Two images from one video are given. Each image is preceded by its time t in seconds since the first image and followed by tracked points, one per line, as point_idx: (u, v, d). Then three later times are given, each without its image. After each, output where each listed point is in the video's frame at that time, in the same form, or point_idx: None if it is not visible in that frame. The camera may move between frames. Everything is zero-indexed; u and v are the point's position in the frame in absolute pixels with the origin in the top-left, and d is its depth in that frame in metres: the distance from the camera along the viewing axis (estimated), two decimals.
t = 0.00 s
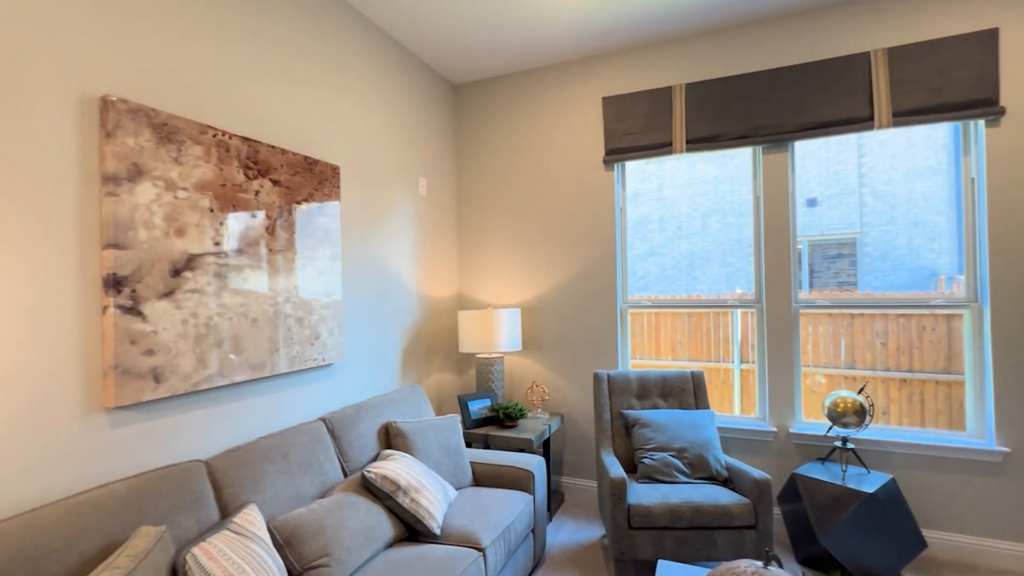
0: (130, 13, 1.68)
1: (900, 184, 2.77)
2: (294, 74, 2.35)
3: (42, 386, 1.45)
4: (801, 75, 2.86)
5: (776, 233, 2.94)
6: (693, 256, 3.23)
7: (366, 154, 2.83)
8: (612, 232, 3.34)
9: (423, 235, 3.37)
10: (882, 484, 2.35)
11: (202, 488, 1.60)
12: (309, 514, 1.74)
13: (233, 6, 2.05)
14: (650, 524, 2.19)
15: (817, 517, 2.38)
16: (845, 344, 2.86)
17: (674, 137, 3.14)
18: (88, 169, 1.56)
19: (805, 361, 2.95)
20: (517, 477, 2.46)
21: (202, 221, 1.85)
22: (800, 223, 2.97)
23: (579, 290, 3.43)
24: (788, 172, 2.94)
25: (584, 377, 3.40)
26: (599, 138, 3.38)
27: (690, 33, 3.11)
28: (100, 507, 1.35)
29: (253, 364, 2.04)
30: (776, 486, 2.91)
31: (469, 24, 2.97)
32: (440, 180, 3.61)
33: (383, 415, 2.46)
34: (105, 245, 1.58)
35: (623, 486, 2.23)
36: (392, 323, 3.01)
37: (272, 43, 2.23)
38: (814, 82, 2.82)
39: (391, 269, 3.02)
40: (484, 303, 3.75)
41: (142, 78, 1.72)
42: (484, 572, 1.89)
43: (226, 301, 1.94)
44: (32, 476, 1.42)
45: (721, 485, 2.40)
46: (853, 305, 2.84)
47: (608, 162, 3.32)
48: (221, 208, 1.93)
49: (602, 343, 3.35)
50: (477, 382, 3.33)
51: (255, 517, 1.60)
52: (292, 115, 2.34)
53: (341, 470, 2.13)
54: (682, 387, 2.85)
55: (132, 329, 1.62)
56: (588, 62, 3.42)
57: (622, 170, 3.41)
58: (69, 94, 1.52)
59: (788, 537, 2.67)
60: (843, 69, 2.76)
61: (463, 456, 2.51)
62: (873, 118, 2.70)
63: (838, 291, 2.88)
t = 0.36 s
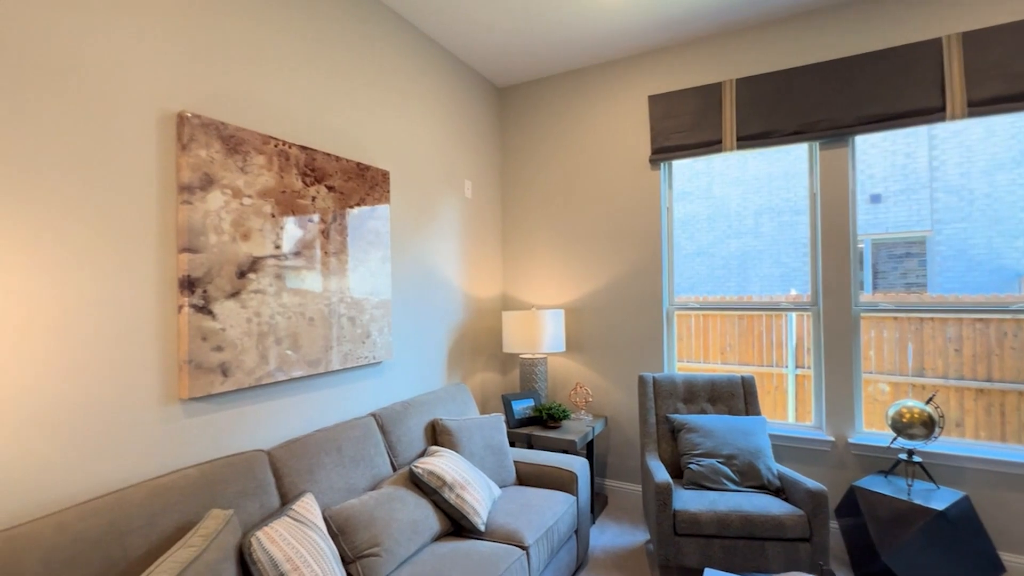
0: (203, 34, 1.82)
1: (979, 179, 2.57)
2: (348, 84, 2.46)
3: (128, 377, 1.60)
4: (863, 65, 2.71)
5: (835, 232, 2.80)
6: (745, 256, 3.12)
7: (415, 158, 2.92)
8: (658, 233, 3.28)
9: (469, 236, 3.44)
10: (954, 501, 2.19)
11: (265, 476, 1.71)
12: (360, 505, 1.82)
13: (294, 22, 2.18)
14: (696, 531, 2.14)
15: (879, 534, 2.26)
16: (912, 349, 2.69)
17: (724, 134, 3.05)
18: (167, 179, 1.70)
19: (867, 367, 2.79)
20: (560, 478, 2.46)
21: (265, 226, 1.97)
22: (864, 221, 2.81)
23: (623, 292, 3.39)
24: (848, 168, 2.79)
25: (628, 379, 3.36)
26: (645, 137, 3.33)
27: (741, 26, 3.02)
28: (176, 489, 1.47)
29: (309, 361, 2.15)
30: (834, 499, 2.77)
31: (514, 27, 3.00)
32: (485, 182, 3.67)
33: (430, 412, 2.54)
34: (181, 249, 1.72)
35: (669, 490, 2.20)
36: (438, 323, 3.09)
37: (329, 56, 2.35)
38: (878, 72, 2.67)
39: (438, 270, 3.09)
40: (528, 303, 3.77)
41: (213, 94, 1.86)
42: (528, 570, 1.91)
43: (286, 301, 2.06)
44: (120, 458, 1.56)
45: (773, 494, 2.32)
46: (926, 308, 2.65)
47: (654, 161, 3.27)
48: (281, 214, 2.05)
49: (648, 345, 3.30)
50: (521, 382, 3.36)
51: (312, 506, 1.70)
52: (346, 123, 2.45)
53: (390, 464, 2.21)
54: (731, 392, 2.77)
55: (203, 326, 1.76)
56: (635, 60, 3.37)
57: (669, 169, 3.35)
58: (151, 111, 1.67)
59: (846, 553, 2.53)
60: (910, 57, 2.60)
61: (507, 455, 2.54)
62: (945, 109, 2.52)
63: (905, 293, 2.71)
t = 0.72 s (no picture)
0: (255, 54, 1.98)
1: None
2: (386, 95, 2.59)
3: (188, 369, 1.76)
4: (904, 61, 2.62)
5: (874, 234, 2.72)
6: (785, 256, 3.06)
7: (448, 164, 3.03)
8: (689, 235, 3.27)
9: (500, 239, 3.52)
10: (998, 514, 2.10)
11: (307, 463, 1.84)
12: (394, 493, 1.93)
13: (337, 38, 2.32)
14: (722, 534, 2.15)
15: (917, 544, 2.20)
16: (966, 356, 2.57)
17: (757, 135, 3.01)
18: (222, 188, 1.86)
19: (909, 374, 2.70)
20: (587, 476, 2.51)
21: (309, 231, 2.12)
22: (914, 221, 2.69)
23: (654, 293, 3.40)
24: (888, 167, 2.71)
25: (659, 381, 3.36)
26: (676, 138, 3.33)
27: (776, 25, 2.98)
28: (229, 471, 1.61)
29: (348, 357, 2.28)
30: (871, 508, 2.70)
31: (546, 34, 3.06)
32: (517, 185, 3.75)
33: (461, 409, 2.63)
34: (234, 252, 1.87)
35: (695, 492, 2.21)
36: (470, 323, 3.19)
37: (369, 69, 2.48)
38: (920, 68, 2.58)
39: (470, 272, 3.20)
40: (558, 304, 3.83)
41: (263, 109, 2.01)
42: (553, 563, 1.97)
43: (327, 301, 2.19)
44: (180, 442, 1.72)
45: (804, 500, 2.29)
46: (982, 313, 2.52)
47: (685, 162, 3.26)
48: (324, 219, 2.19)
49: (679, 347, 3.29)
50: (551, 381, 3.42)
51: (349, 493, 1.81)
52: (384, 132, 2.58)
53: (422, 456, 2.32)
54: (763, 396, 2.74)
55: (253, 323, 1.91)
56: (666, 62, 3.37)
57: (700, 171, 3.33)
58: (209, 127, 1.83)
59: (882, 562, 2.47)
60: (957, 51, 2.50)
61: (535, 452, 2.61)
62: (993, 104, 2.42)
63: (959, 297, 2.58)
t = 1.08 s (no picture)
0: (287, 68, 2.10)
1: None
2: (409, 102, 2.69)
3: (224, 364, 1.89)
4: (927, 62, 2.59)
5: (895, 237, 2.70)
6: (811, 257, 3.04)
7: (469, 168, 3.12)
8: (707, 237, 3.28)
9: (519, 240, 3.60)
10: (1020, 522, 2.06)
11: (332, 454, 1.96)
12: (414, 484, 2.03)
13: (363, 50, 2.43)
14: (734, 533, 2.18)
15: (934, 549, 2.19)
16: (1000, 362, 2.51)
17: (776, 137, 3.01)
18: (255, 195, 1.99)
19: (931, 378, 2.66)
20: (601, 474, 2.57)
21: (335, 234, 2.23)
22: (948, 222, 2.63)
23: (670, 295, 3.42)
24: (909, 170, 2.69)
25: (675, 382, 3.38)
26: (694, 141, 3.34)
27: (795, 27, 2.97)
28: (262, 459, 1.74)
29: (371, 354, 2.40)
30: (889, 513, 2.68)
31: (565, 40, 3.12)
32: (536, 188, 3.82)
33: (478, 406, 2.72)
34: (267, 255, 2.00)
35: (707, 491, 2.25)
36: (489, 323, 3.28)
37: (393, 78, 2.59)
38: (944, 69, 2.55)
39: (489, 273, 3.28)
40: (576, 306, 3.89)
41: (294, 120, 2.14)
42: (565, 556, 2.04)
43: (352, 300, 2.31)
44: (217, 432, 1.85)
45: (817, 502, 2.30)
46: (1018, 318, 2.46)
47: (703, 165, 3.28)
48: (349, 223, 2.30)
49: (695, 349, 3.31)
50: (568, 381, 3.48)
51: (371, 483, 1.92)
52: (407, 139, 2.68)
53: (441, 450, 2.42)
54: (779, 398, 2.75)
55: (284, 321, 2.04)
56: (685, 65, 3.39)
57: (718, 174, 3.34)
58: (245, 138, 1.96)
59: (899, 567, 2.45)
60: (982, 52, 2.46)
61: (550, 449, 2.68)
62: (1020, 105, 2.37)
63: (997, 301, 2.52)
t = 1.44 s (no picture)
0: (293, 70, 2.15)
1: None
2: (412, 103, 2.74)
3: (232, 358, 1.94)
4: (918, 66, 2.65)
5: (886, 236, 2.76)
6: (808, 256, 3.09)
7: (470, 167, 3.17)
8: (703, 235, 3.34)
9: (518, 238, 3.65)
10: (1003, 514, 2.13)
11: (337, 445, 2.02)
12: (416, 475, 2.09)
13: (367, 52, 2.48)
14: (727, 523, 2.25)
15: (920, 539, 2.26)
16: (992, 359, 2.58)
17: (771, 137, 3.07)
18: (262, 194, 2.04)
19: (921, 375, 2.74)
20: (598, 467, 2.63)
21: (340, 232, 2.29)
22: (944, 221, 2.68)
23: (667, 293, 3.49)
24: (900, 171, 2.75)
25: (671, 378, 3.45)
26: (691, 141, 3.40)
27: (791, 29, 3.02)
28: (270, 450, 1.79)
29: (374, 349, 2.45)
30: (878, 505, 2.75)
31: (564, 42, 3.17)
32: (535, 187, 3.87)
33: (479, 400, 2.78)
34: (273, 252, 2.05)
35: (701, 483, 2.31)
36: (489, 319, 3.34)
37: (396, 79, 2.64)
38: (934, 72, 2.60)
39: (489, 270, 3.34)
40: (575, 303, 3.95)
41: (300, 121, 2.19)
42: (563, 545, 2.10)
43: (355, 297, 2.37)
44: (225, 423, 1.91)
45: (808, 494, 2.36)
46: (1010, 316, 2.52)
47: (700, 165, 3.33)
48: (353, 221, 2.36)
49: (691, 346, 3.38)
50: (566, 376, 3.54)
51: (375, 474, 1.98)
52: (409, 139, 2.73)
53: (442, 443, 2.48)
54: (772, 393, 2.81)
55: (290, 317, 2.09)
56: (682, 66, 3.44)
57: (715, 173, 3.40)
58: (252, 138, 2.01)
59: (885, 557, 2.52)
60: (971, 55, 2.52)
61: (548, 442, 2.74)
62: (1008, 107, 2.43)
63: (992, 299, 2.57)
